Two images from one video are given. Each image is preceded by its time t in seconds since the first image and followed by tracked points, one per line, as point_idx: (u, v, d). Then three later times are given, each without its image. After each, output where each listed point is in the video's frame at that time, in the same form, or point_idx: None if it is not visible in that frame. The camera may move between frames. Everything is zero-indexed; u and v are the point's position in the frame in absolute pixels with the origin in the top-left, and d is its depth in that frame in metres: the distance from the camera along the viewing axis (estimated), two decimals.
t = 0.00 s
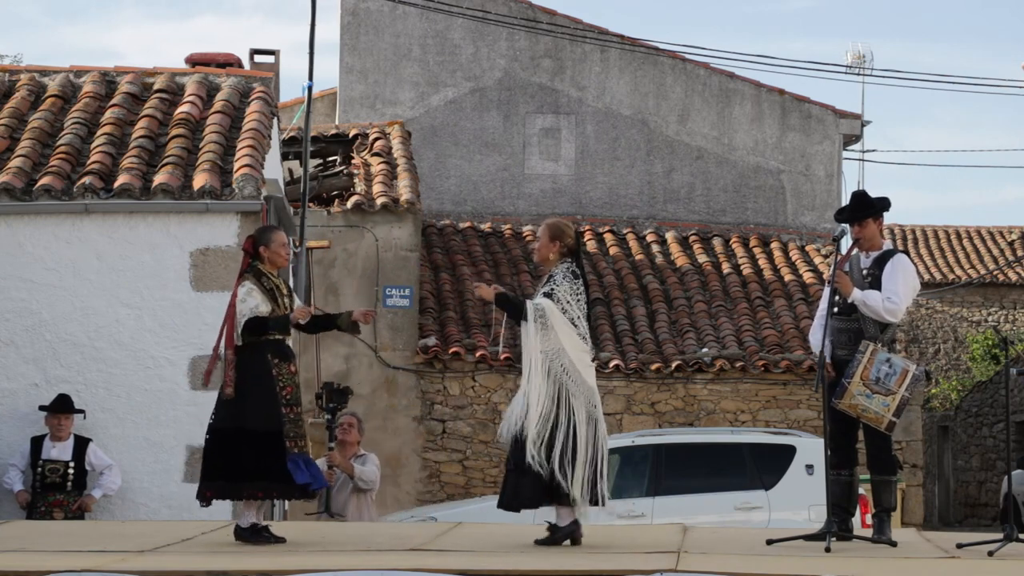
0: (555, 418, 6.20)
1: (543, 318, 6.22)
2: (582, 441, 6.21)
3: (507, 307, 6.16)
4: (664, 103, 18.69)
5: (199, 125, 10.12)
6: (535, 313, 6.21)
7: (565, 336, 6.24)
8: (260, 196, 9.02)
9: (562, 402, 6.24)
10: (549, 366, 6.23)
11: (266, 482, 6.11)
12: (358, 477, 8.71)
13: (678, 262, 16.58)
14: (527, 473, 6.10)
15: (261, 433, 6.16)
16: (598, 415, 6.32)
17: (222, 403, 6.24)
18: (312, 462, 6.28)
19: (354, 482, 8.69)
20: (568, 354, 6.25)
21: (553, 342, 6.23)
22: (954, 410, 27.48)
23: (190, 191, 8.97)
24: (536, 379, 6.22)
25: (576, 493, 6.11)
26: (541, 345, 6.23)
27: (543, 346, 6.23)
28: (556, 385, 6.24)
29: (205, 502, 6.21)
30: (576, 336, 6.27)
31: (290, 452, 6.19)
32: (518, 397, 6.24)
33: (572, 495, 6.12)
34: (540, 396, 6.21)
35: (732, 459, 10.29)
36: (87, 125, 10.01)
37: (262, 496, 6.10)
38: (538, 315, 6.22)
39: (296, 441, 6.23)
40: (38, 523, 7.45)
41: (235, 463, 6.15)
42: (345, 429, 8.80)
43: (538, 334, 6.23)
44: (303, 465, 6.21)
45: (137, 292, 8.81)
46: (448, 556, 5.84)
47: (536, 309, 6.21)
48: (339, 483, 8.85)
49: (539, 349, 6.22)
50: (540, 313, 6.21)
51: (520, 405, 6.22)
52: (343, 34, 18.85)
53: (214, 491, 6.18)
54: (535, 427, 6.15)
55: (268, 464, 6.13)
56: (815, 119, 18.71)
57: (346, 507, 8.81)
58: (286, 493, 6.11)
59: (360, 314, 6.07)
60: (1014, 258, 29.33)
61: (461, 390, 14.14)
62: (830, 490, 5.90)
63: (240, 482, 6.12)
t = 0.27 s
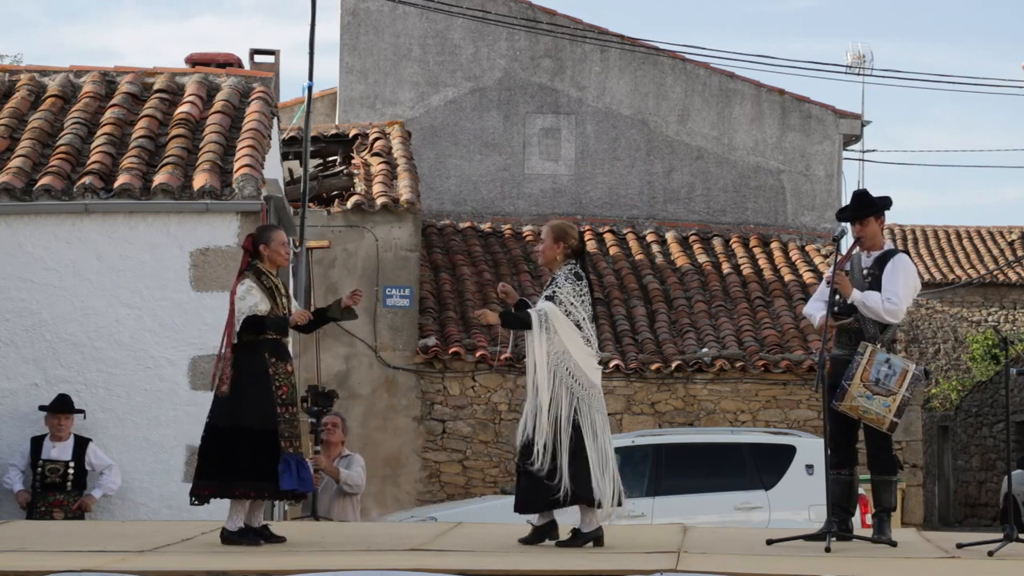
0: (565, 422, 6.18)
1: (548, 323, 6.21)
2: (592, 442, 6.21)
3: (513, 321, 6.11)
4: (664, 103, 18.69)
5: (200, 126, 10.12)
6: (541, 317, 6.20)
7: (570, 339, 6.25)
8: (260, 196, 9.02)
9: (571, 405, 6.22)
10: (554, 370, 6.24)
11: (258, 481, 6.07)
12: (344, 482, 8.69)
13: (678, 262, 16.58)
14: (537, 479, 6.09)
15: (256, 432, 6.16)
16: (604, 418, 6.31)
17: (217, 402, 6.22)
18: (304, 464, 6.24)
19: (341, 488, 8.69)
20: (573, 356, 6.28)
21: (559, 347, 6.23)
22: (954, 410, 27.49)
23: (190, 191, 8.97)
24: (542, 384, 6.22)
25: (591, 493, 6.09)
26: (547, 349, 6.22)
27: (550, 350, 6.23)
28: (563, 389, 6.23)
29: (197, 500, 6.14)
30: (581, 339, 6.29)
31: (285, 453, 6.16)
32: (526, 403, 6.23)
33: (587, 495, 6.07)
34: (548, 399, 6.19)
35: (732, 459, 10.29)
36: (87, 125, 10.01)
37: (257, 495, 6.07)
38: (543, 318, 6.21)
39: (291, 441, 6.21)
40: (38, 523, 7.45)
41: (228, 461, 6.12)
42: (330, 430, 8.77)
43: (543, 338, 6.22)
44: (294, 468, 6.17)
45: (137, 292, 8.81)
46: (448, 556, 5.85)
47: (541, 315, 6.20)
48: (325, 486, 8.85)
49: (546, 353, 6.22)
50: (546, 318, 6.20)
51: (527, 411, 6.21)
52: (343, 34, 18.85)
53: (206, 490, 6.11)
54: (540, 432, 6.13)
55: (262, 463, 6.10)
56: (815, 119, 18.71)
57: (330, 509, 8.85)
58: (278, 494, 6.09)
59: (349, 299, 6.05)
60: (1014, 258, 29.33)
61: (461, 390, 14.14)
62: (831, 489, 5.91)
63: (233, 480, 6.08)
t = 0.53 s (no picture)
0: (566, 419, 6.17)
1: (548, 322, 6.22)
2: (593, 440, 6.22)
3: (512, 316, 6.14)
4: (664, 103, 18.69)
5: (200, 126, 10.12)
6: (540, 317, 6.21)
7: (570, 340, 6.25)
8: (260, 196, 9.02)
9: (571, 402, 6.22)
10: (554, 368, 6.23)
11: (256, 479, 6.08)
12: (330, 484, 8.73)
13: (678, 262, 16.58)
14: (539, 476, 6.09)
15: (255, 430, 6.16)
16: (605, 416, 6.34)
17: (216, 399, 6.21)
18: (303, 463, 6.27)
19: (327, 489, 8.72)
20: (574, 356, 6.27)
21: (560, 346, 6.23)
22: (954, 410, 27.48)
23: (190, 191, 8.97)
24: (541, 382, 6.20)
25: (594, 490, 6.12)
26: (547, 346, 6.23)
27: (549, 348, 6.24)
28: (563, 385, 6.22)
29: (192, 495, 6.14)
30: (581, 339, 6.29)
31: (285, 451, 6.18)
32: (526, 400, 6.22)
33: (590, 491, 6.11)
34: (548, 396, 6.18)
35: (732, 459, 10.29)
36: (87, 125, 10.01)
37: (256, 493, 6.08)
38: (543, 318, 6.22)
39: (291, 440, 6.23)
40: (38, 523, 7.45)
41: (226, 458, 6.12)
42: (315, 429, 8.81)
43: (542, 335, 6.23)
44: (293, 467, 6.20)
45: (137, 292, 8.82)
46: (447, 556, 5.85)
47: (541, 315, 6.22)
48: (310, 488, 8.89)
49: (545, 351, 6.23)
50: (546, 318, 6.21)
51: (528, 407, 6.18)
52: (343, 34, 18.85)
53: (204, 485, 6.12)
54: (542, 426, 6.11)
55: (261, 461, 6.10)
56: (815, 119, 18.70)
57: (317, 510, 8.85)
58: (276, 492, 6.10)
59: (350, 296, 6.07)
60: (1014, 258, 29.33)
61: (461, 390, 14.13)
62: (831, 489, 5.91)
63: (231, 478, 6.09)
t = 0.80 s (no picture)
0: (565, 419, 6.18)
1: (549, 323, 6.22)
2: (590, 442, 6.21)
3: (512, 308, 6.13)
4: (664, 103, 18.68)
5: (200, 126, 10.12)
6: (540, 315, 6.20)
7: (572, 340, 6.27)
8: (260, 196, 9.02)
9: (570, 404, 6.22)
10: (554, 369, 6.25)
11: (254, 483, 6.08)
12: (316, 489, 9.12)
13: (678, 262, 16.58)
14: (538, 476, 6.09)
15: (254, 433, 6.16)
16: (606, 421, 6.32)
17: (215, 403, 6.22)
18: (304, 464, 6.25)
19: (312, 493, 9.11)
20: (575, 358, 6.28)
21: (560, 347, 6.25)
22: (954, 410, 27.47)
23: (190, 191, 8.96)
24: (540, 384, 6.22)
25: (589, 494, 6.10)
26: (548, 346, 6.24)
27: (550, 347, 6.25)
28: (563, 386, 6.23)
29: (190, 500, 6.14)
30: (585, 340, 6.31)
31: (283, 454, 6.16)
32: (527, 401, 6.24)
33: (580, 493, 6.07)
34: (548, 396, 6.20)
35: (732, 459, 10.29)
36: (87, 125, 10.01)
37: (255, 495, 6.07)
38: (543, 317, 6.21)
39: (289, 442, 6.21)
40: (38, 523, 7.45)
41: (225, 462, 6.12)
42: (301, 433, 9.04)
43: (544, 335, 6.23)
44: (294, 470, 6.19)
45: (137, 292, 8.81)
46: (447, 556, 5.84)
47: (540, 314, 6.20)
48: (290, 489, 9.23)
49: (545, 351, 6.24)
50: (546, 318, 6.21)
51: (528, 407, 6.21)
52: (343, 35, 18.86)
53: (203, 489, 6.11)
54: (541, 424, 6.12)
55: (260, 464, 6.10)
56: (815, 118, 18.70)
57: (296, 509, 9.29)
58: (277, 495, 6.09)
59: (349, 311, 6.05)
60: (1014, 258, 29.32)
61: (461, 390, 14.12)
62: (831, 490, 5.90)
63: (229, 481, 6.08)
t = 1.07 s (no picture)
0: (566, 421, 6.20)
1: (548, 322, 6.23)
2: (592, 443, 6.20)
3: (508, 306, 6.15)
4: (664, 103, 18.68)
5: (200, 125, 10.11)
6: (539, 314, 6.22)
7: (571, 342, 6.25)
8: (260, 196, 9.02)
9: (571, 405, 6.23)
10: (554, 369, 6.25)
11: (253, 487, 6.10)
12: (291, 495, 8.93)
13: (678, 262, 16.58)
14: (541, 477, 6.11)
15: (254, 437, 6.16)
16: (608, 421, 6.31)
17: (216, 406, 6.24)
18: (301, 469, 6.23)
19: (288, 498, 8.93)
20: (574, 359, 6.27)
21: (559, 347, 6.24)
22: (954, 410, 27.47)
23: (190, 191, 8.96)
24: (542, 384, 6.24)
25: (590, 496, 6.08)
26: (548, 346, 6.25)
27: (549, 347, 6.25)
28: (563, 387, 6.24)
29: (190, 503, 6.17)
30: (584, 341, 6.27)
31: (283, 459, 6.16)
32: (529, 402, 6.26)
33: (584, 496, 6.08)
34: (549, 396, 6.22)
35: (732, 459, 10.29)
36: (87, 125, 10.01)
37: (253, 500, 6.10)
38: (542, 316, 6.22)
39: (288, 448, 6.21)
40: (37, 523, 7.45)
41: (224, 466, 6.14)
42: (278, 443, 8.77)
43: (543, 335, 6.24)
44: (292, 474, 6.17)
45: (137, 292, 8.81)
46: (447, 557, 5.84)
47: (540, 313, 6.22)
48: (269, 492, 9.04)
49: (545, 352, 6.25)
50: (543, 317, 6.22)
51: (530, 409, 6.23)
52: (343, 34, 18.86)
53: (202, 493, 6.13)
54: (544, 428, 6.15)
55: (259, 469, 6.11)
56: (815, 118, 18.69)
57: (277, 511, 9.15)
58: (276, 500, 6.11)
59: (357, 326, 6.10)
60: (1014, 258, 29.32)
61: (461, 390, 14.12)
62: (831, 490, 5.90)
63: (228, 485, 6.11)
